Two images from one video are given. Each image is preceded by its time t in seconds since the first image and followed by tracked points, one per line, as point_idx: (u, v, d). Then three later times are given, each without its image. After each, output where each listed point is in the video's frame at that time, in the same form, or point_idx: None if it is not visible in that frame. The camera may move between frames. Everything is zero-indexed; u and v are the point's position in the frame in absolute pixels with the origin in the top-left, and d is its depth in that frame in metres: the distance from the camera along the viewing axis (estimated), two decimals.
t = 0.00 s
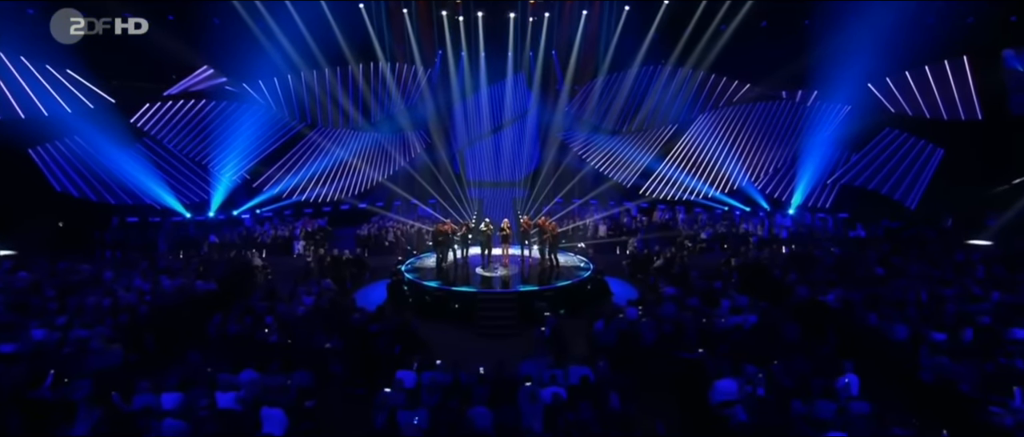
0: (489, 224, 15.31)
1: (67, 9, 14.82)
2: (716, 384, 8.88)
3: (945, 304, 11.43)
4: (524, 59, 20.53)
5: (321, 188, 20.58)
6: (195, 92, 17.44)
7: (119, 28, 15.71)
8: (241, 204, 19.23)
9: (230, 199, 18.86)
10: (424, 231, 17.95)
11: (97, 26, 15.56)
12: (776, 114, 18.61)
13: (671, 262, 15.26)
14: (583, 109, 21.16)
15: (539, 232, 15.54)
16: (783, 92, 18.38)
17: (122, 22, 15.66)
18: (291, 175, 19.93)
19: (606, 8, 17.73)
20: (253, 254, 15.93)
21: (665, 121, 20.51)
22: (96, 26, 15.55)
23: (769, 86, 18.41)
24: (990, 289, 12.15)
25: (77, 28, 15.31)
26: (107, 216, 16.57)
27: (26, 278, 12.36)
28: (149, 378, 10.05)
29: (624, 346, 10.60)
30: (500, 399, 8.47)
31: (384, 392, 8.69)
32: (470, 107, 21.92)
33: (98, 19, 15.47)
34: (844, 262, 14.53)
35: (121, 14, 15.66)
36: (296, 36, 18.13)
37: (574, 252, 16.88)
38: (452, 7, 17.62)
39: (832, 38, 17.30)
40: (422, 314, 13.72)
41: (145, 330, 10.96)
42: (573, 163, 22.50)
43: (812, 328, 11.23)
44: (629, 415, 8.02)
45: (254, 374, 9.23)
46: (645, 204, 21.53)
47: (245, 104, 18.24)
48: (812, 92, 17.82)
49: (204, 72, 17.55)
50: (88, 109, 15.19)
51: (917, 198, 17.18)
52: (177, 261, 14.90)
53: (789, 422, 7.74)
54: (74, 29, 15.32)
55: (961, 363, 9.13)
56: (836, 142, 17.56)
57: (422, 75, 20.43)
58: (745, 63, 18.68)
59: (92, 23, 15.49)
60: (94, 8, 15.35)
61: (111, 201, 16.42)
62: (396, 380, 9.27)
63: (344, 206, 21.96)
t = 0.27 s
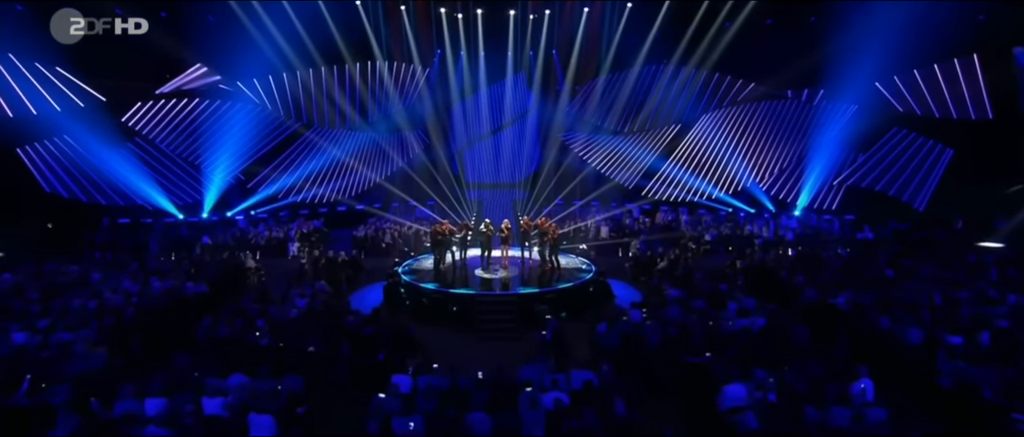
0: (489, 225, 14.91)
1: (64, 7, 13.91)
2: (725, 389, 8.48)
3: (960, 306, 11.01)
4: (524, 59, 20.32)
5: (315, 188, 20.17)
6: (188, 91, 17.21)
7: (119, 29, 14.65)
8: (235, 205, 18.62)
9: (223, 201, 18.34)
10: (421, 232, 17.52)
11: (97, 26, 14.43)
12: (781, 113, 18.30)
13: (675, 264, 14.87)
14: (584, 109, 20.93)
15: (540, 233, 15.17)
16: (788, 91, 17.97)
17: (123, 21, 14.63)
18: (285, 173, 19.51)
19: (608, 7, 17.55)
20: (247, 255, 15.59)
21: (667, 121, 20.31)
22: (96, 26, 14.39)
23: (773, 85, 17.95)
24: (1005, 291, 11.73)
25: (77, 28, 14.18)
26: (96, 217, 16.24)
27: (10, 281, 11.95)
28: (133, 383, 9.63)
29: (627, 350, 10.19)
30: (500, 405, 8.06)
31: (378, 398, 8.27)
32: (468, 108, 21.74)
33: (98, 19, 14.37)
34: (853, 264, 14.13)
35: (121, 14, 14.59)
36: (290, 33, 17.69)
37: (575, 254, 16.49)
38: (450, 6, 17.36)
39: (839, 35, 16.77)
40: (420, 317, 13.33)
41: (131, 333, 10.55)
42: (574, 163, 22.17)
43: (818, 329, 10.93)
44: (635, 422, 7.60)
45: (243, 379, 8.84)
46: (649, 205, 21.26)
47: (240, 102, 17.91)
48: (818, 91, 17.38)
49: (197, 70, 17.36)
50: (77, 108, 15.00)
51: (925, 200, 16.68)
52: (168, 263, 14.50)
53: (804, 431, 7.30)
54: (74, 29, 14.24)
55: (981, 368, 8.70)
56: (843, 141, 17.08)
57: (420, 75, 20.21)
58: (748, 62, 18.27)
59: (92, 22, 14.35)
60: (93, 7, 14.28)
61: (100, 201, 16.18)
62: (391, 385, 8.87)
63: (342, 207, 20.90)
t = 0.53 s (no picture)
0: (488, 225, 14.42)
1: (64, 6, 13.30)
2: (737, 396, 8.04)
3: (981, 309, 10.49)
4: (524, 57, 19.74)
5: (311, 187, 20.06)
6: (181, 88, 16.53)
7: (118, 28, 14.16)
8: (229, 205, 18.52)
9: (216, 200, 18.20)
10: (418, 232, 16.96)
11: (96, 26, 14.03)
12: (787, 112, 17.89)
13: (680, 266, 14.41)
14: (586, 109, 20.57)
15: (541, 234, 14.72)
16: (795, 89, 17.43)
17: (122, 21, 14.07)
18: (278, 172, 19.42)
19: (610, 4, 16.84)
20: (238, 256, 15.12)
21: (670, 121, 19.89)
22: (97, 26, 14.02)
23: (780, 82, 17.39)
24: None
25: (78, 28, 13.79)
26: (85, 218, 16.46)
27: None
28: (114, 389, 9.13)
29: (633, 355, 9.70)
30: (499, 414, 7.55)
31: (369, 404, 7.75)
32: (467, 108, 21.30)
33: (98, 18, 13.94)
34: (864, 265, 13.66)
35: (122, 14, 14.08)
36: (281, 27, 16.62)
37: (577, 256, 16.02)
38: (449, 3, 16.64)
39: (859, 28, 15.67)
40: (417, 320, 12.88)
41: (113, 337, 10.06)
42: (576, 163, 21.72)
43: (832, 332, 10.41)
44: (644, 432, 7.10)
45: (230, 385, 8.30)
46: (653, 206, 21.09)
47: (235, 100, 17.62)
48: (828, 89, 16.80)
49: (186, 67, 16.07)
50: (64, 106, 14.76)
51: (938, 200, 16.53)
52: (156, 264, 14.01)
53: None
54: (74, 29, 13.80)
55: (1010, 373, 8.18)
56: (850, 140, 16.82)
57: (418, 75, 19.62)
58: (756, 58, 17.55)
59: (93, 22, 13.96)
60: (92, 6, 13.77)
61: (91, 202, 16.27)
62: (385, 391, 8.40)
63: (337, 208, 20.26)
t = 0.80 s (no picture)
0: (487, 226, 13.96)
1: (60, 5, 12.92)
2: (749, 404, 7.59)
3: (1003, 313, 10.00)
4: (524, 54, 19.44)
5: (306, 187, 19.84)
6: (174, 86, 16.26)
7: (118, 29, 13.87)
8: (222, 206, 18.22)
9: (209, 201, 17.85)
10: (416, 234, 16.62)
11: (96, 26, 13.68)
12: (792, 110, 17.45)
13: (685, 269, 13.96)
14: (587, 108, 20.33)
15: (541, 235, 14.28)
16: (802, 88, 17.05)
17: (122, 21, 13.81)
18: (270, 171, 19.11)
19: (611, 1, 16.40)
20: (230, 258, 14.69)
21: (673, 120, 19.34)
22: (96, 26, 13.69)
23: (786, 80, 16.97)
24: None
25: (77, 28, 13.45)
26: (75, 218, 16.02)
27: None
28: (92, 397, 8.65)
29: (639, 361, 9.24)
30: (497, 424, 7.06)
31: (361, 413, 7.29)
32: (467, 108, 20.85)
33: (98, 19, 13.59)
34: (876, 268, 13.19)
35: (122, 14, 13.74)
36: (275, 23, 16.17)
37: (579, 258, 15.57)
38: None
39: (869, 25, 15.30)
40: (413, 325, 12.43)
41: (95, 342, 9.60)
42: (579, 163, 21.41)
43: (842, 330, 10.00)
44: None
45: (214, 392, 7.88)
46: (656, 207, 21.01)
47: (230, 99, 17.08)
48: (836, 87, 16.39)
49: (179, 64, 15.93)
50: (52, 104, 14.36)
51: (949, 201, 15.36)
52: (144, 265, 13.54)
53: None
54: (74, 29, 13.47)
55: None
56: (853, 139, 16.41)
57: (416, 73, 19.28)
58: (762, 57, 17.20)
59: (93, 22, 13.62)
60: (92, 7, 13.39)
61: (80, 203, 15.69)
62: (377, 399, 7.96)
63: (333, 210, 20.12)
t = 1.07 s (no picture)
0: (486, 229, 13.49)
1: (57, 4, 13.03)
2: (766, 416, 7.06)
3: None
4: (525, 54, 18.87)
5: (301, 189, 19.56)
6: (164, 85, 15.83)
7: (118, 28, 13.85)
8: (213, 207, 17.71)
9: (199, 201, 17.29)
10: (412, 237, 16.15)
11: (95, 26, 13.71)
12: (798, 112, 17.28)
13: (691, 273, 13.50)
14: (589, 109, 19.80)
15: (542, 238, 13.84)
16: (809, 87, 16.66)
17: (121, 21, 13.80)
18: (262, 172, 18.72)
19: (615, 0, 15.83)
20: (222, 262, 14.28)
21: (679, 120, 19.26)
22: (96, 26, 13.71)
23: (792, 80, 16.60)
24: None
25: (77, 28, 13.50)
26: (60, 221, 15.09)
27: None
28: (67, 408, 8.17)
29: (646, 369, 8.77)
30: None
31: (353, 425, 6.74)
32: (467, 109, 19.99)
33: (98, 18, 13.61)
34: (889, 271, 12.74)
35: (122, 14, 13.76)
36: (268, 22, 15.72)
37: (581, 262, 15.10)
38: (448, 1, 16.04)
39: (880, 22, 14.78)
40: (409, 330, 11.98)
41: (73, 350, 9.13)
42: (580, 163, 20.92)
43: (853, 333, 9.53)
44: None
45: (196, 403, 7.37)
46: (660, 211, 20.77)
47: (223, 99, 16.67)
48: (843, 87, 16.16)
49: (170, 63, 15.42)
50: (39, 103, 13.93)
51: (961, 203, 14.94)
52: (132, 269, 13.09)
53: None
54: (74, 29, 13.52)
55: None
56: (861, 140, 16.38)
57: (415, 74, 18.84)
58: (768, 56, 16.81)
59: (93, 22, 13.65)
60: (92, 7, 13.43)
61: (66, 205, 14.98)
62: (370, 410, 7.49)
63: (327, 213, 20.21)
